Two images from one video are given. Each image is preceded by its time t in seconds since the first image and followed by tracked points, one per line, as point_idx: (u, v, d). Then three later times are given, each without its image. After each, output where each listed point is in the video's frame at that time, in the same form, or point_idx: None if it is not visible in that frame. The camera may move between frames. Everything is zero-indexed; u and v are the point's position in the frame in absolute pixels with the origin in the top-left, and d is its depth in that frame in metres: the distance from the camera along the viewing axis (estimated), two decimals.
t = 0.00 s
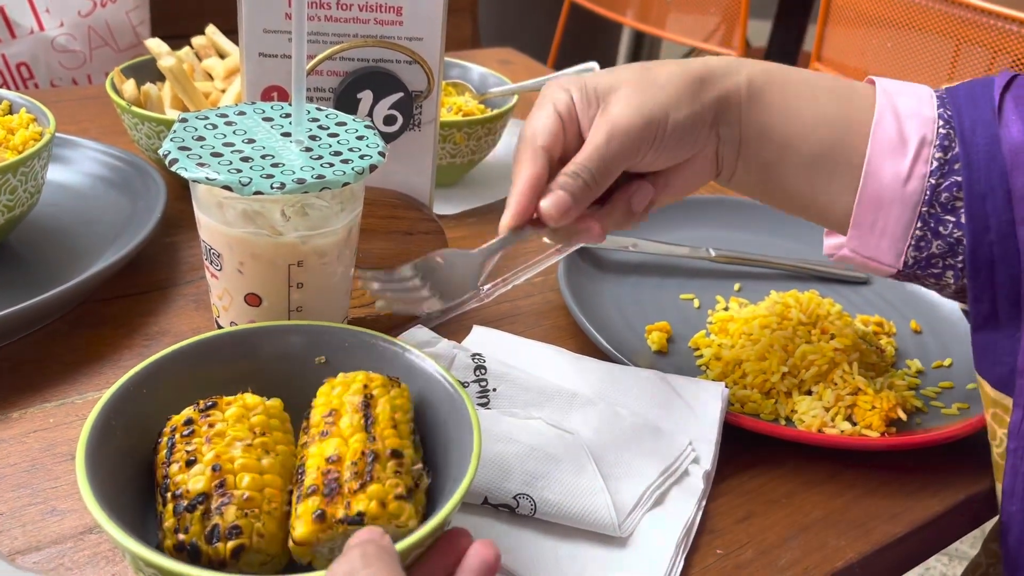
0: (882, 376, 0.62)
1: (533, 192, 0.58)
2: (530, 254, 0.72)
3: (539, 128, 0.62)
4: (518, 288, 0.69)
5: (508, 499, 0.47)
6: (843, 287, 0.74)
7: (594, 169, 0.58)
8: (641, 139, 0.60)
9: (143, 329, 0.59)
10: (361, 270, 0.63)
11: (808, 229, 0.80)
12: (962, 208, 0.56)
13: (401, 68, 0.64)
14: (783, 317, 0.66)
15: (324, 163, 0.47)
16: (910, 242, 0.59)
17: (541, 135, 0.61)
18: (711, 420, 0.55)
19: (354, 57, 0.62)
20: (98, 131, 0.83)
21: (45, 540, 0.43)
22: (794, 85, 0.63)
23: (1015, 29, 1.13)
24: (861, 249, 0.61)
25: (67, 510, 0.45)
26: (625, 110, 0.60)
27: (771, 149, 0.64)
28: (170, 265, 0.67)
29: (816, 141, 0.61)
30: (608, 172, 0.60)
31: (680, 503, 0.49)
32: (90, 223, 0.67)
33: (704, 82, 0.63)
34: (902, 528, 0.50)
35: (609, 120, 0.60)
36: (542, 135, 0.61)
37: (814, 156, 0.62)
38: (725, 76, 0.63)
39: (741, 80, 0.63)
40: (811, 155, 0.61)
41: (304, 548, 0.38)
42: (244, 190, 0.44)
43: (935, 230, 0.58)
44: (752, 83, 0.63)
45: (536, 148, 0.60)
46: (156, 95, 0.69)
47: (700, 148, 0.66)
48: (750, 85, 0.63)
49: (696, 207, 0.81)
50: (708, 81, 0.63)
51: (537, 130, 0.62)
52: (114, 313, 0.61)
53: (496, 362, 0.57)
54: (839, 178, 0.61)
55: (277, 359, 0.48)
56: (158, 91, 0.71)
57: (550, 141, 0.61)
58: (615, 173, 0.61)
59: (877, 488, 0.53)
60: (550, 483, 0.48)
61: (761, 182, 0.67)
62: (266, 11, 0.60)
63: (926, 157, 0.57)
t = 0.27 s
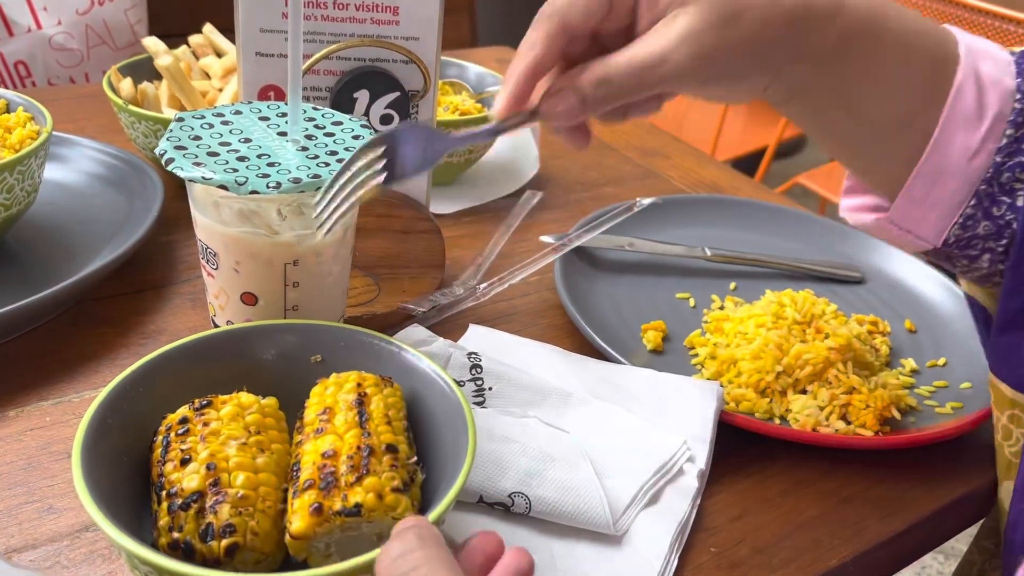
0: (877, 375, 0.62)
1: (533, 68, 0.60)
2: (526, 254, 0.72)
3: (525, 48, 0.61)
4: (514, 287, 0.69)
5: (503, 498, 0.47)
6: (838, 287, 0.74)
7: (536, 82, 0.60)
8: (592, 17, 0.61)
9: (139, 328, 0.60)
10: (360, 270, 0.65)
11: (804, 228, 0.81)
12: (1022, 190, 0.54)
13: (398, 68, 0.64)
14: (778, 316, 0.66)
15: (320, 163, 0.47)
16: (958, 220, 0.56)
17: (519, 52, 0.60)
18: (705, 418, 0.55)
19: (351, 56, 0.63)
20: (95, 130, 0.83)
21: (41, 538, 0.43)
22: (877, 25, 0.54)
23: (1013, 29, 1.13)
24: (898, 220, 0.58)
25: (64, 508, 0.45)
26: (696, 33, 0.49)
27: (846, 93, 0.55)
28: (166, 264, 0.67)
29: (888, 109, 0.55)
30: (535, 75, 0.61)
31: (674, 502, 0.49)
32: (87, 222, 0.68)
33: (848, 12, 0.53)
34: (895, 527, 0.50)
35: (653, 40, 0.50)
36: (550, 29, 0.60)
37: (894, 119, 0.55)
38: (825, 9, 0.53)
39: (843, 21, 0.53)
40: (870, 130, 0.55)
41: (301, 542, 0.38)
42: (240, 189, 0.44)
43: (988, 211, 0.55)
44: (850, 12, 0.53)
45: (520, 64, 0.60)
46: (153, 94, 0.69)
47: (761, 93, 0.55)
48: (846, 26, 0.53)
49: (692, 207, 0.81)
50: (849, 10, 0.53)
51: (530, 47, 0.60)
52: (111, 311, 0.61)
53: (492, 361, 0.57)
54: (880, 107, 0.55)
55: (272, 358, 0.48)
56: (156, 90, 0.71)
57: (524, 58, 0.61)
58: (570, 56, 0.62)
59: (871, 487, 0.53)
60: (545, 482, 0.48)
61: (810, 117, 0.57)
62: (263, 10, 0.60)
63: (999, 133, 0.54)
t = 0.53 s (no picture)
0: (873, 375, 0.62)
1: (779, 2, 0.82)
2: (524, 254, 0.72)
3: None
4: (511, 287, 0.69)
5: (499, 497, 0.47)
6: (835, 286, 0.74)
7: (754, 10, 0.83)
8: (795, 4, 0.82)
9: (136, 328, 0.60)
10: (356, 269, 0.64)
11: (801, 227, 0.81)
12: None
13: (395, 67, 0.64)
14: (774, 316, 0.66)
15: (316, 162, 0.47)
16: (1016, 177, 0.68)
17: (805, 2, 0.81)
18: (701, 417, 0.55)
19: (347, 56, 0.63)
20: (92, 129, 0.83)
21: (38, 538, 0.43)
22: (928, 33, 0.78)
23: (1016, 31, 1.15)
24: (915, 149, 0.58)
25: (60, 507, 0.45)
26: None
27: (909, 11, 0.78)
28: (164, 263, 0.67)
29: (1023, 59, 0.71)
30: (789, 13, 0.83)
31: (670, 502, 0.49)
32: (85, 221, 0.68)
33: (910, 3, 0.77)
34: (891, 527, 0.50)
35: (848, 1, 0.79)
36: None
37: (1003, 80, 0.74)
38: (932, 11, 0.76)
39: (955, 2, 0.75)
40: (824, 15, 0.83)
41: (297, 541, 0.38)
42: (236, 189, 0.44)
43: None
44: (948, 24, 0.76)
45: None
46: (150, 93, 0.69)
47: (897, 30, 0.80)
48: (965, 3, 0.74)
49: (689, 206, 0.82)
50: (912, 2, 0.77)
51: None
52: (107, 311, 0.61)
53: (488, 360, 0.57)
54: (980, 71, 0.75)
55: (268, 357, 0.48)
56: (153, 89, 0.71)
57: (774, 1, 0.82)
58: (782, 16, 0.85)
59: (867, 486, 0.53)
60: (541, 481, 0.48)
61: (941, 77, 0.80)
62: (260, 10, 0.60)
63: None
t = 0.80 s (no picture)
0: (870, 375, 0.62)
1: (806, 138, 0.89)
2: (521, 254, 0.72)
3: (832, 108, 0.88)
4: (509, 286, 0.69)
5: (495, 497, 0.47)
6: (833, 286, 0.74)
7: (792, 155, 0.90)
8: (825, 136, 0.89)
9: (132, 327, 0.59)
10: (353, 269, 0.65)
11: (799, 227, 0.81)
12: None
13: (392, 66, 0.64)
14: (772, 316, 0.66)
15: (312, 162, 0.47)
16: None
17: (859, 103, 0.86)
18: (699, 417, 0.55)
19: (344, 55, 0.62)
20: (89, 128, 0.83)
21: (32, 538, 0.43)
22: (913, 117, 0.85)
23: (1011, 30, 1.16)
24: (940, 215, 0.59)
25: (55, 508, 0.45)
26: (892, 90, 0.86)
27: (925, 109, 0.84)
28: (160, 262, 0.67)
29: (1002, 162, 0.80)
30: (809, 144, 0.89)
31: (666, 502, 0.49)
32: (81, 221, 0.67)
33: (913, 102, 0.85)
34: (888, 527, 0.50)
35: (899, 100, 0.85)
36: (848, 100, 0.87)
37: (994, 177, 0.82)
38: (931, 103, 0.84)
39: (952, 107, 0.83)
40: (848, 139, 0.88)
41: (292, 542, 0.38)
42: (231, 188, 0.44)
43: None
44: (943, 120, 0.83)
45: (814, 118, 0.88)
46: (147, 92, 0.69)
47: (897, 134, 0.87)
48: (947, 113, 0.83)
49: (688, 206, 0.81)
50: (916, 100, 0.85)
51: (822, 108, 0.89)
52: (103, 310, 0.61)
53: (485, 360, 0.57)
54: (991, 138, 0.81)
55: (263, 357, 0.48)
56: (149, 88, 0.71)
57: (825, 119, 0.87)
58: (810, 147, 0.90)
59: (864, 486, 0.53)
60: (537, 481, 0.48)
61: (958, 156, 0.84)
62: (256, 9, 0.60)
63: None
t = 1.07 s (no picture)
0: (870, 375, 0.62)
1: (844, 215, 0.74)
2: (520, 254, 0.72)
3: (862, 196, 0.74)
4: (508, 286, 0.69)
5: (495, 497, 0.47)
6: (833, 286, 0.74)
7: (828, 235, 0.76)
8: (858, 224, 0.75)
9: (132, 326, 0.59)
10: (352, 267, 0.64)
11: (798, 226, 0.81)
12: None
13: (392, 65, 0.64)
14: (771, 315, 0.66)
15: (312, 161, 0.47)
16: None
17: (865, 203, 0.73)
18: (699, 416, 0.55)
19: (344, 54, 0.62)
20: (88, 127, 0.83)
21: (32, 537, 0.43)
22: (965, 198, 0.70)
23: (1010, 29, 1.16)
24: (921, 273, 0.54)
25: (54, 507, 0.45)
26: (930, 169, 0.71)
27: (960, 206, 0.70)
28: (160, 261, 0.67)
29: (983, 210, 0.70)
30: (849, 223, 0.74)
31: (666, 502, 0.49)
32: (80, 220, 0.67)
33: (951, 188, 0.70)
34: (887, 527, 0.50)
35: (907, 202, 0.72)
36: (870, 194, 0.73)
37: None
38: (965, 196, 0.70)
39: (996, 193, 0.69)
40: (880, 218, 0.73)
41: (292, 541, 0.38)
42: (231, 188, 0.44)
43: None
44: (983, 212, 0.69)
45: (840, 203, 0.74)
46: (146, 91, 0.69)
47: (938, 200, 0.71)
48: (984, 208, 0.69)
49: (689, 206, 0.81)
50: (954, 188, 0.70)
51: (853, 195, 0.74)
52: (103, 309, 0.61)
53: (485, 360, 0.57)
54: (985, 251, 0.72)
55: (263, 356, 0.48)
56: (149, 87, 0.71)
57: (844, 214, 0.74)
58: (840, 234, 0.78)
59: (863, 486, 0.53)
60: (537, 481, 0.48)
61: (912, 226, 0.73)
62: (256, 8, 0.60)
63: None
